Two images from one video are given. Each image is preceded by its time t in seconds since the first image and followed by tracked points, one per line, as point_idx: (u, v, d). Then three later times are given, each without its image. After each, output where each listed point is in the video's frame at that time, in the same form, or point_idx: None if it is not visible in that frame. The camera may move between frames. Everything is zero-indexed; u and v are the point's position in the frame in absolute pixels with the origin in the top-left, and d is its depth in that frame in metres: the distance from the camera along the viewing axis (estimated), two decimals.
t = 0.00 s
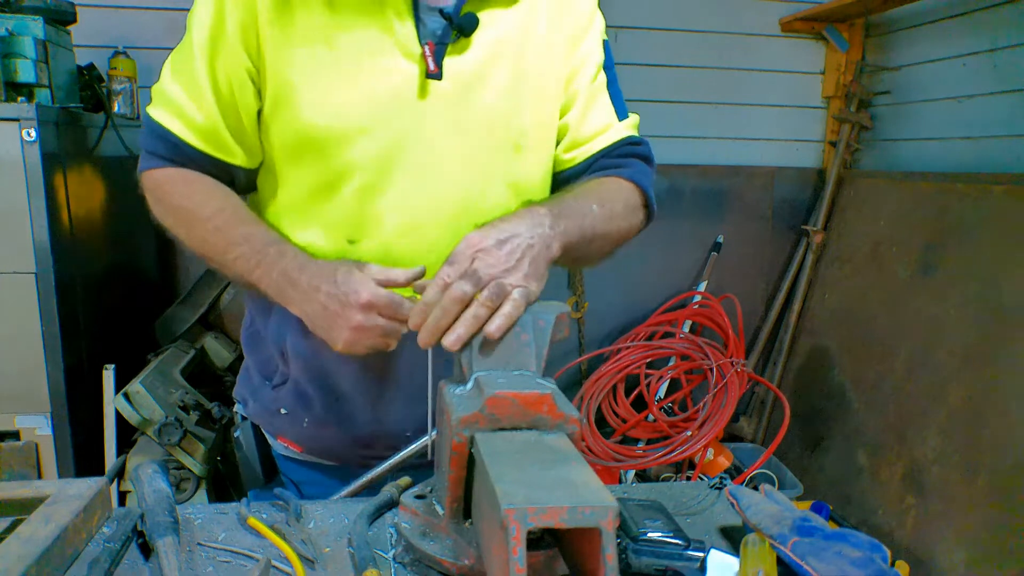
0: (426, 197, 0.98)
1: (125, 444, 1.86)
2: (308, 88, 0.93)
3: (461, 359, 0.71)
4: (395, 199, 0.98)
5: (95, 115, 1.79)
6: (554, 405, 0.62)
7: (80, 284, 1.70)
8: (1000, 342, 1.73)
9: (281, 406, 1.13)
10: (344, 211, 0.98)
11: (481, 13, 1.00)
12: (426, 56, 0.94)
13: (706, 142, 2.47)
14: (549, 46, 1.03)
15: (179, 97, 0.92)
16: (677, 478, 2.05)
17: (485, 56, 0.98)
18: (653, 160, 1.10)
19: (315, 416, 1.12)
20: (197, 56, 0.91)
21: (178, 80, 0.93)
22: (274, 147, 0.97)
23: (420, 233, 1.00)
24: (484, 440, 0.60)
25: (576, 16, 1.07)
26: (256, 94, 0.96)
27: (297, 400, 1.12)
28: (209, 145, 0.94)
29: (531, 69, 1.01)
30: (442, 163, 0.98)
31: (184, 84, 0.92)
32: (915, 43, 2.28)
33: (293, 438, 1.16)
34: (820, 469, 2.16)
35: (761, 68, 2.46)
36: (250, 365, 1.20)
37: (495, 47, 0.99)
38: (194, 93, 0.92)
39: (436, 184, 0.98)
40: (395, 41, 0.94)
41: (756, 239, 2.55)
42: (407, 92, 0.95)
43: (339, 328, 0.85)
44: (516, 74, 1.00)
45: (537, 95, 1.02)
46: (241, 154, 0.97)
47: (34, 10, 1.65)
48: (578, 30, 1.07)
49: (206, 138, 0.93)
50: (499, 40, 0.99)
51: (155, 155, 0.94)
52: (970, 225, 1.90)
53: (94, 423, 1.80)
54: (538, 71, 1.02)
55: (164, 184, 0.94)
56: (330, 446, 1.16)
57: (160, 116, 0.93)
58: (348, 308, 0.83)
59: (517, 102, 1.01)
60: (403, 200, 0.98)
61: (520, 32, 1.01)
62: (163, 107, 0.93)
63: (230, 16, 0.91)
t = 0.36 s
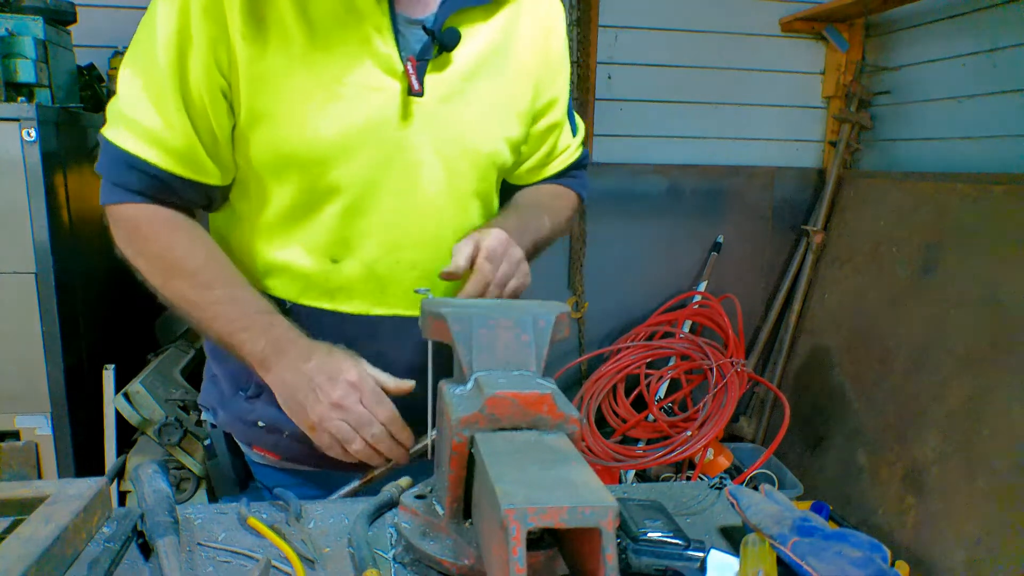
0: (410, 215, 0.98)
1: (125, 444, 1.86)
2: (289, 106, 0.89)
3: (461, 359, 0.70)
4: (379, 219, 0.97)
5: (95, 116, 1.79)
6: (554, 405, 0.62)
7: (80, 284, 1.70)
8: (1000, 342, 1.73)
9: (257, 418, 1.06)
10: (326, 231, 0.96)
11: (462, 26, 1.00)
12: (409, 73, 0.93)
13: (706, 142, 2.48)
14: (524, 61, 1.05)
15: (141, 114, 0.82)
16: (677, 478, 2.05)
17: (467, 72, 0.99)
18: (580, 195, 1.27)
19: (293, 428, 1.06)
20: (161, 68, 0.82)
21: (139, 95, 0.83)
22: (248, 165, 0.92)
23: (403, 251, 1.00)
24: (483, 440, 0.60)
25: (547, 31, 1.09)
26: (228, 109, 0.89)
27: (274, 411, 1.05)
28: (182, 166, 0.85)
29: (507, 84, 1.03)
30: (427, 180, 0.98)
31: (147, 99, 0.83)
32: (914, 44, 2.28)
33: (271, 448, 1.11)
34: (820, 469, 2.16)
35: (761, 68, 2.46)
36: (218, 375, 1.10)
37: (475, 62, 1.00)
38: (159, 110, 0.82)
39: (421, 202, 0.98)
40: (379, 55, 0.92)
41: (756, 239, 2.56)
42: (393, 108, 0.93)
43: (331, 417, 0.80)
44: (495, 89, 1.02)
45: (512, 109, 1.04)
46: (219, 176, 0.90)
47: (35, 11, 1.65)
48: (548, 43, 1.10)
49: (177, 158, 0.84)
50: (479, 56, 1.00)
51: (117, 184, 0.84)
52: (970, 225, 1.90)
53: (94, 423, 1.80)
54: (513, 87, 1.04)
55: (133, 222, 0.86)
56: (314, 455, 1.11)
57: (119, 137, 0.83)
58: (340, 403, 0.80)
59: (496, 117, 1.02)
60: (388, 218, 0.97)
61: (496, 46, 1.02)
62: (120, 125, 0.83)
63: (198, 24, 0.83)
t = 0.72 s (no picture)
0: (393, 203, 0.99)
1: (125, 444, 1.86)
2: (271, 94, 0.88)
3: (461, 359, 0.70)
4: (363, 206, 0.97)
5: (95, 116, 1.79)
6: (554, 405, 0.62)
7: (81, 284, 1.70)
8: (1000, 343, 1.73)
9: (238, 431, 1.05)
10: (311, 222, 0.95)
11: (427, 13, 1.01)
12: (386, 59, 0.94)
13: (706, 142, 2.47)
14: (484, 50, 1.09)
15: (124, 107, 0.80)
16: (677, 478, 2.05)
17: (439, 61, 1.01)
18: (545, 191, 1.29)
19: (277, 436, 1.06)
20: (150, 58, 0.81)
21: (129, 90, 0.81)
22: (229, 158, 0.90)
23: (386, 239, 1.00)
24: (484, 440, 0.60)
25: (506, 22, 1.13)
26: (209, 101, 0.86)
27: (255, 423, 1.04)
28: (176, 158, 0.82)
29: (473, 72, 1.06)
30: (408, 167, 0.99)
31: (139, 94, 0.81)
32: (915, 43, 2.28)
33: (257, 462, 1.11)
34: (820, 469, 2.16)
35: (761, 68, 2.46)
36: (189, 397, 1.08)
37: (445, 50, 1.02)
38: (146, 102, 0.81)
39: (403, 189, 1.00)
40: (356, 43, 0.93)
41: (756, 239, 2.56)
42: (373, 96, 0.94)
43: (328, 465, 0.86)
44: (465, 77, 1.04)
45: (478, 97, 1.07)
46: (220, 172, 0.88)
47: (35, 10, 1.65)
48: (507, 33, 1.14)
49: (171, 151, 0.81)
50: (448, 44, 1.02)
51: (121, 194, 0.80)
52: (970, 225, 1.90)
53: (94, 423, 1.80)
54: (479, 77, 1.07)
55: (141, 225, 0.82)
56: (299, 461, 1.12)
57: (107, 139, 0.79)
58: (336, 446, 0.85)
59: (465, 105, 1.05)
60: (370, 207, 0.98)
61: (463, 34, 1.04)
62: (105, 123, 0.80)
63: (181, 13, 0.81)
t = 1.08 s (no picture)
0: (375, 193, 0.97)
1: (125, 444, 1.87)
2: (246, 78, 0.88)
3: (461, 359, 0.70)
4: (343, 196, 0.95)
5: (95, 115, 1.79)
6: (554, 405, 0.62)
7: (80, 284, 1.70)
8: (1000, 343, 1.73)
9: (227, 431, 1.03)
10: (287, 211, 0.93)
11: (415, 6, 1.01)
12: (371, 49, 0.93)
13: (706, 142, 2.47)
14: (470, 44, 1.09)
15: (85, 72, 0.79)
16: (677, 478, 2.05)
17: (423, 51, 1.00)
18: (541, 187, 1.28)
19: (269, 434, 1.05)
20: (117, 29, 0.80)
21: (89, 62, 0.79)
22: (203, 144, 0.90)
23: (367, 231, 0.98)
24: (484, 440, 0.60)
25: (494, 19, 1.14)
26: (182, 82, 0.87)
27: (246, 420, 1.03)
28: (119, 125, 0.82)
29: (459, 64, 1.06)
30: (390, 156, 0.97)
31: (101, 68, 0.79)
32: (915, 43, 2.28)
33: (242, 468, 1.07)
34: (820, 469, 2.17)
35: (761, 68, 2.46)
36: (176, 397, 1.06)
37: (431, 43, 1.02)
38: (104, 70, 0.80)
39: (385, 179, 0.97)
40: (338, 32, 0.93)
41: (756, 239, 2.56)
42: (353, 83, 0.94)
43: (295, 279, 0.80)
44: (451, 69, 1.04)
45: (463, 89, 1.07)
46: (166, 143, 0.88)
47: (34, 10, 1.65)
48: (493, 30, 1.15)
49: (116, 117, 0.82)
50: (433, 35, 1.02)
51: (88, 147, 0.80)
52: (970, 225, 1.90)
53: (94, 423, 1.80)
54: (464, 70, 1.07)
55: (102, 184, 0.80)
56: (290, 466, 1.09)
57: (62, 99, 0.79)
58: (303, 271, 0.80)
59: (450, 96, 1.04)
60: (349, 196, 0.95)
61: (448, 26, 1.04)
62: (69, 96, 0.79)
63: None
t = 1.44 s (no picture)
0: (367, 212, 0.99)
1: (125, 444, 1.87)
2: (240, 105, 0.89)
3: (461, 359, 0.70)
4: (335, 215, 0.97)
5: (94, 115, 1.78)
6: (554, 405, 0.62)
7: (80, 284, 1.70)
8: (1001, 343, 1.73)
9: (229, 428, 1.05)
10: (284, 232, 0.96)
11: (414, 18, 1.00)
12: (365, 69, 0.93)
13: (706, 142, 2.47)
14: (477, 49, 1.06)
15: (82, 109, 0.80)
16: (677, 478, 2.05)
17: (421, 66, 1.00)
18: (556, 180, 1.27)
19: (267, 437, 1.06)
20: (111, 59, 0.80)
21: (87, 95, 0.80)
22: (201, 168, 0.91)
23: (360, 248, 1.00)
24: (484, 441, 0.60)
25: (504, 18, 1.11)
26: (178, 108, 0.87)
27: (247, 422, 1.05)
28: (120, 162, 0.84)
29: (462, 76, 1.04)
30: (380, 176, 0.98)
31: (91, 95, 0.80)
32: (915, 43, 2.28)
33: (246, 458, 1.10)
34: (820, 469, 2.16)
35: (761, 68, 2.46)
36: (184, 385, 1.09)
37: (430, 56, 1.01)
38: (101, 104, 0.80)
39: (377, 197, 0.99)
40: (333, 54, 0.92)
41: (756, 239, 2.56)
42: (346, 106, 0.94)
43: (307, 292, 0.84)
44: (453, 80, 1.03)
45: (463, 103, 1.05)
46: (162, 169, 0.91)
47: (34, 11, 1.65)
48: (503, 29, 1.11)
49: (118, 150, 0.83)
50: (433, 47, 1.01)
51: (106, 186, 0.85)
52: (970, 226, 1.90)
53: (95, 423, 1.80)
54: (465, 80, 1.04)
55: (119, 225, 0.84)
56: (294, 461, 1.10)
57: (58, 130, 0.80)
58: (309, 289, 0.84)
59: (452, 109, 1.03)
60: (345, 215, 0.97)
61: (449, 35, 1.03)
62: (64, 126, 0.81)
63: (140, 18, 0.81)
